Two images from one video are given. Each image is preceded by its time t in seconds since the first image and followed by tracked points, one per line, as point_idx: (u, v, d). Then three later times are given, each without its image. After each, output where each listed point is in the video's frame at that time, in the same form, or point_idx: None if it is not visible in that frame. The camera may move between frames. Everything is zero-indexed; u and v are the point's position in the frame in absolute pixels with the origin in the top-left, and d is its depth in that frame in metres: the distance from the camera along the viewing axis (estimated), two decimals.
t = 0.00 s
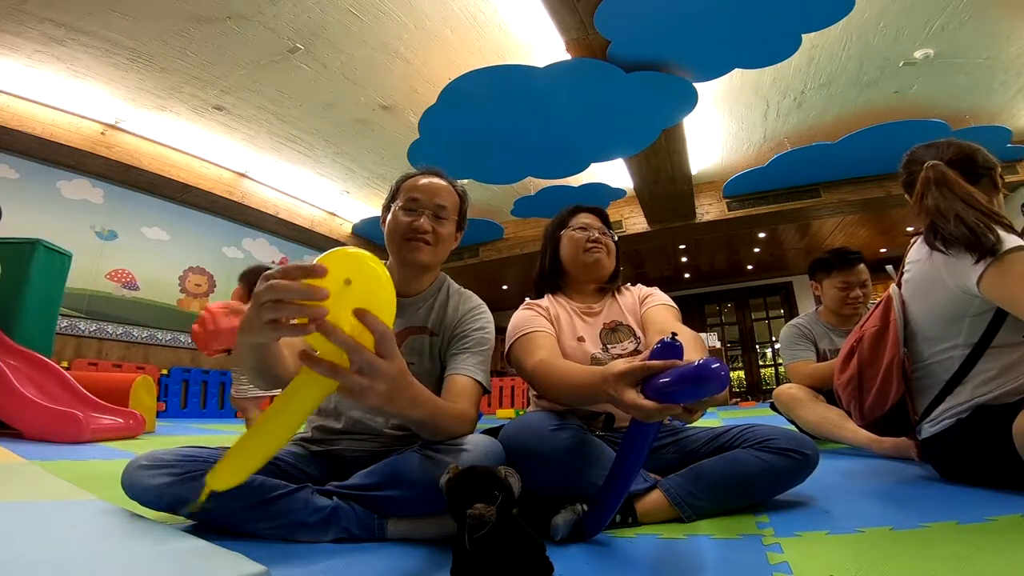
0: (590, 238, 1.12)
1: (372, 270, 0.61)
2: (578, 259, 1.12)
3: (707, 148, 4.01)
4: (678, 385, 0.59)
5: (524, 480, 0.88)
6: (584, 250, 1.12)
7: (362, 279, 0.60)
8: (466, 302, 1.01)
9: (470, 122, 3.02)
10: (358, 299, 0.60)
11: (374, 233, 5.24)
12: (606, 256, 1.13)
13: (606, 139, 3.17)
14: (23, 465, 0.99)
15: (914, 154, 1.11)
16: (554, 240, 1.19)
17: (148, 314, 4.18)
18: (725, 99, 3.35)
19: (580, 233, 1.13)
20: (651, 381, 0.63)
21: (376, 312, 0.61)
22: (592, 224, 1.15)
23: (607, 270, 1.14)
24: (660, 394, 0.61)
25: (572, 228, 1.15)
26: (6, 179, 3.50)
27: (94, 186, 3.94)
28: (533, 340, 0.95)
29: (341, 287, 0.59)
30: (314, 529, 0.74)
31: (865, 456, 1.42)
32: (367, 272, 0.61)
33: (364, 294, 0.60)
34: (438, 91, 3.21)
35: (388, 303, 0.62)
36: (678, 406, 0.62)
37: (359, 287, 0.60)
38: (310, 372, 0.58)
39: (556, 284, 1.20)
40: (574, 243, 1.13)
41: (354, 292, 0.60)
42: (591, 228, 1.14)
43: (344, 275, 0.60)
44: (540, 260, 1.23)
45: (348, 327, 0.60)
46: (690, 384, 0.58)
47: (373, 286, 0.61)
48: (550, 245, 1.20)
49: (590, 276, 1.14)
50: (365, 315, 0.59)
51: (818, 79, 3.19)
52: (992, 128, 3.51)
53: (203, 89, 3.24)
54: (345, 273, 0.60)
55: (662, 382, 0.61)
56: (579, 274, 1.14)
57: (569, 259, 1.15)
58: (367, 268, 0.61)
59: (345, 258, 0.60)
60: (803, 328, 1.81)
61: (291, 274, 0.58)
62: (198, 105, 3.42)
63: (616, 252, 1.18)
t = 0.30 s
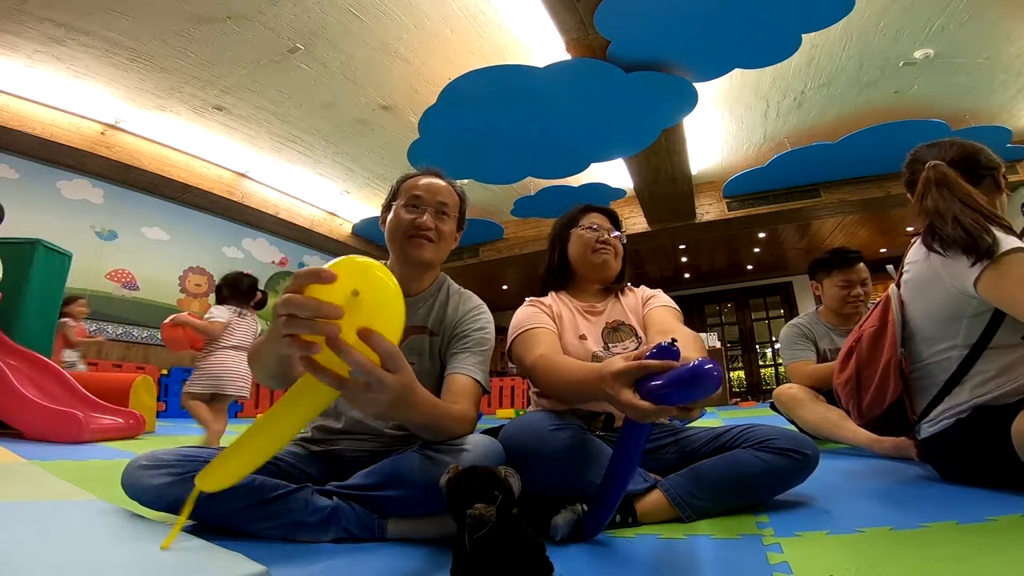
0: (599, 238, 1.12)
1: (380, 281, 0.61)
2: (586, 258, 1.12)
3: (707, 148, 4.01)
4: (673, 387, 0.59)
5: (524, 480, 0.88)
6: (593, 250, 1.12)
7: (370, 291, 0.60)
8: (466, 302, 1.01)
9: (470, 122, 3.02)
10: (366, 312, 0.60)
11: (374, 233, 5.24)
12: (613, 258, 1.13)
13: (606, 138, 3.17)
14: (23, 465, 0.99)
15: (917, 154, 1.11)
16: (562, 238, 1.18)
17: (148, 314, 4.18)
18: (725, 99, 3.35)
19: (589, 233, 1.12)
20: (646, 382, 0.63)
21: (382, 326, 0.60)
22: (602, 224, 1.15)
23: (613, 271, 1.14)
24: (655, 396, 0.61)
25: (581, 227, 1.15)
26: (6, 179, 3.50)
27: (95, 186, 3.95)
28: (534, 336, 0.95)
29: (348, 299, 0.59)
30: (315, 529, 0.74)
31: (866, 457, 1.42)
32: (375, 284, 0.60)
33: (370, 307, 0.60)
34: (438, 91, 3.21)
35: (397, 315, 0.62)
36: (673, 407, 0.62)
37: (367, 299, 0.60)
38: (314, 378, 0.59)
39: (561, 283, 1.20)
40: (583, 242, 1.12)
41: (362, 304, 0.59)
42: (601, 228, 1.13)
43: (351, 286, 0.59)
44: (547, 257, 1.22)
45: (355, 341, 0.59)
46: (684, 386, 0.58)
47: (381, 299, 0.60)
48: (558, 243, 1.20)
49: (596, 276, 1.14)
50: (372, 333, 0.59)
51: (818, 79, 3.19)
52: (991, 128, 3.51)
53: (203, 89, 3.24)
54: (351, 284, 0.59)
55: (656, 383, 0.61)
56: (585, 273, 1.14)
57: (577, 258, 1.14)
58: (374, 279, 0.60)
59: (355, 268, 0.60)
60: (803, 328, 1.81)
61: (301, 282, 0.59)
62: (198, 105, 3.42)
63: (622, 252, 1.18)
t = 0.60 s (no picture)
0: (601, 238, 1.12)
1: (382, 300, 0.61)
2: (589, 258, 1.12)
3: (707, 148, 4.01)
4: (674, 378, 0.60)
5: (524, 480, 0.88)
6: (595, 250, 1.12)
7: (371, 308, 0.60)
8: (466, 302, 1.01)
9: (470, 122, 3.02)
10: (370, 330, 0.60)
11: (374, 233, 5.24)
12: (615, 259, 1.13)
13: (606, 138, 3.17)
14: (22, 465, 0.99)
15: (920, 153, 1.11)
16: (564, 238, 1.18)
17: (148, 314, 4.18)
18: (725, 99, 3.35)
19: (591, 233, 1.12)
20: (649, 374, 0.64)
21: (387, 343, 0.60)
22: (604, 224, 1.15)
23: (615, 271, 1.14)
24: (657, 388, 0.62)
25: (584, 227, 1.15)
26: (6, 179, 3.50)
27: (94, 186, 3.94)
28: (534, 335, 0.95)
29: (347, 317, 0.59)
30: (315, 529, 0.74)
31: (866, 457, 1.42)
32: (375, 301, 0.61)
33: (372, 323, 0.60)
34: (439, 90, 3.21)
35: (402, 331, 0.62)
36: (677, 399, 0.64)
37: (368, 317, 0.60)
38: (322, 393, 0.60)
39: (563, 282, 1.19)
40: (585, 242, 1.12)
41: (363, 320, 0.60)
42: (603, 229, 1.13)
43: (351, 304, 0.59)
44: (550, 257, 1.22)
45: (365, 360, 0.60)
46: (684, 376, 0.60)
47: (383, 316, 0.61)
48: (560, 244, 1.19)
49: (597, 276, 1.14)
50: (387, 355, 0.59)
51: (818, 79, 3.19)
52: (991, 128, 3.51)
53: (203, 89, 3.24)
54: (348, 301, 0.60)
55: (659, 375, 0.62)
56: (587, 273, 1.14)
57: (578, 258, 1.14)
58: (375, 296, 0.61)
59: (353, 285, 0.60)
60: (803, 328, 1.80)
61: (295, 297, 0.57)
62: (198, 105, 3.42)
63: (624, 253, 1.19)
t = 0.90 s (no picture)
0: (600, 238, 1.12)
1: (380, 305, 0.61)
2: (589, 258, 1.12)
3: (707, 148, 4.01)
4: (673, 379, 0.60)
5: (524, 480, 0.88)
6: (595, 250, 1.12)
7: (368, 313, 0.60)
8: (465, 302, 1.01)
9: (470, 122, 3.02)
10: (366, 336, 0.59)
11: (374, 233, 5.24)
12: (615, 259, 1.13)
13: (606, 138, 3.17)
14: (22, 465, 0.99)
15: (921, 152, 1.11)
16: (564, 238, 1.18)
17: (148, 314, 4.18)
18: (725, 99, 3.35)
19: (592, 233, 1.12)
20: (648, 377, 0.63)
21: (384, 350, 0.60)
22: (604, 225, 1.15)
23: (615, 271, 1.14)
24: (656, 390, 0.62)
25: (584, 227, 1.15)
26: (6, 179, 3.50)
27: (94, 186, 3.94)
28: (534, 336, 0.95)
29: (343, 323, 0.58)
30: (315, 529, 0.74)
31: (866, 457, 1.42)
32: (373, 306, 0.60)
33: (369, 328, 0.59)
34: (438, 90, 3.21)
35: (399, 341, 0.62)
36: (677, 400, 0.64)
37: (366, 321, 0.59)
38: (319, 399, 0.60)
39: (563, 282, 1.19)
40: (585, 242, 1.13)
41: (360, 324, 0.59)
42: (603, 229, 1.13)
43: (347, 309, 0.59)
44: (550, 257, 1.22)
45: (362, 366, 0.59)
46: (683, 377, 0.60)
47: (379, 322, 0.60)
48: (560, 244, 1.19)
49: (598, 276, 1.14)
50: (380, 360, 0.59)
51: (818, 79, 3.19)
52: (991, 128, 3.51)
53: (203, 89, 3.24)
54: (344, 305, 0.59)
55: (658, 377, 0.62)
56: (587, 273, 1.14)
57: (578, 258, 1.14)
58: (372, 301, 0.60)
59: (351, 290, 0.60)
60: (802, 328, 1.80)
61: (291, 303, 0.57)
62: (198, 105, 3.42)
63: (624, 253, 1.19)
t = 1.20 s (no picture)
0: (603, 239, 1.12)
1: (380, 316, 0.59)
2: (592, 258, 1.12)
3: (707, 148, 4.01)
4: (666, 375, 0.61)
5: (524, 480, 0.88)
6: (598, 250, 1.12)
7: (369, 323, 0.58)
8: (465, 302, 1.01)
9: (470, 122, 3.02)
10: (367, 347, 0.58)
11: (374, 233, 5.24)
12: (617, 259, 1.13)
13: (606, 138, 3.17)
14: (23, 465, 0.99)
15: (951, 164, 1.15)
16: (566, 237, 1.18)
17: (148, 314, 4.18)
18: (725, 99, 3.35)
19: (595, 233, 1.13)
20: (640, 373, 0.63)
21: (389, 363, 0.59)
22: (607, 225, 1.15)
23: (617, 271, 1.14)
24: (650, 388, 0.62)
25: (587, 227, 1.15)
26: (6, 179, 3.50)
27: (94, 186, 3.94)
28: (535, 332, 0.95)
29: (344, 334, 0.57)
30: (315, 529, 0.74)
31: (866, 457, 1.42)
32: (373, 317, 0.59)
33: (371, 340, 0.58)
34: (439, 90, 3.21)
35: (404, 351, 0.61)
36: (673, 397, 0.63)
37: (367, 333, 0.58)
38: (320, 410, 0.60)
39: (564, 282, 1.19)
40: (588, 242, 1.13)
41: (362, 336, 0.58)
42: (606, 229, 1.13)
43: (349, 321, 0.58)
44: (552, 257, 1.22)
45: (364, 380, 0.59)
46: (676, 373, 0.60)
47: (380, 332, 0.59)
48: (562, 243, 1.19)
49: (600, 276, 1.14)
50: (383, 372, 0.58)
51: (818, 79, 3.19)
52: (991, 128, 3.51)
53: (203, 89, 3.24)
54: (346, 316, 0.58)
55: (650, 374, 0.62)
56: (588, 273, 1.14)
57: (580, 257, 1.14)
58: (373, 312, 0.59)
59: (351, 300, 0.59)
60: (801, 328, 1.81)
61: (294, 315, 0.56)
62: (198, 105, 3.42)
63: (626, 254, 1.19)
